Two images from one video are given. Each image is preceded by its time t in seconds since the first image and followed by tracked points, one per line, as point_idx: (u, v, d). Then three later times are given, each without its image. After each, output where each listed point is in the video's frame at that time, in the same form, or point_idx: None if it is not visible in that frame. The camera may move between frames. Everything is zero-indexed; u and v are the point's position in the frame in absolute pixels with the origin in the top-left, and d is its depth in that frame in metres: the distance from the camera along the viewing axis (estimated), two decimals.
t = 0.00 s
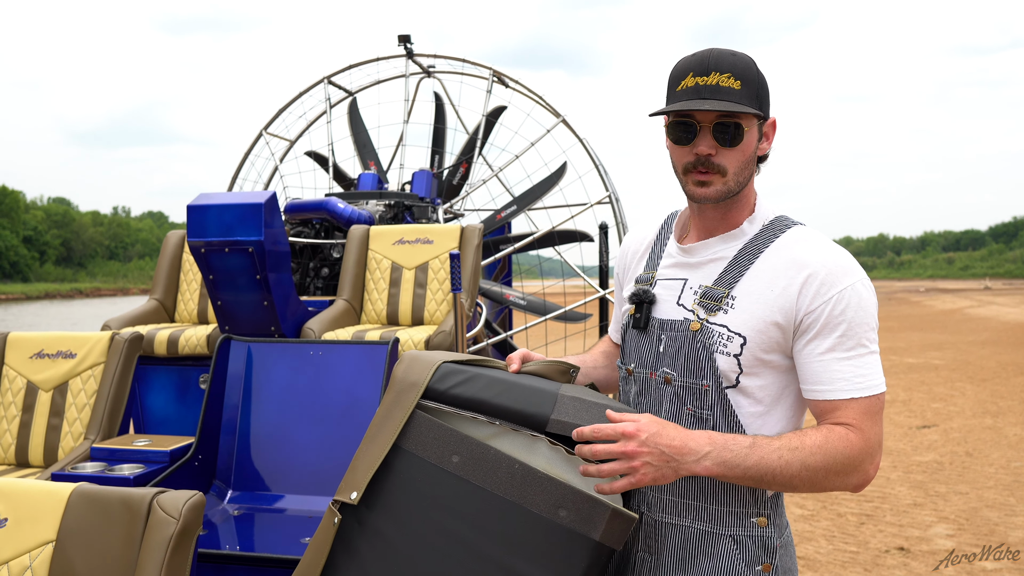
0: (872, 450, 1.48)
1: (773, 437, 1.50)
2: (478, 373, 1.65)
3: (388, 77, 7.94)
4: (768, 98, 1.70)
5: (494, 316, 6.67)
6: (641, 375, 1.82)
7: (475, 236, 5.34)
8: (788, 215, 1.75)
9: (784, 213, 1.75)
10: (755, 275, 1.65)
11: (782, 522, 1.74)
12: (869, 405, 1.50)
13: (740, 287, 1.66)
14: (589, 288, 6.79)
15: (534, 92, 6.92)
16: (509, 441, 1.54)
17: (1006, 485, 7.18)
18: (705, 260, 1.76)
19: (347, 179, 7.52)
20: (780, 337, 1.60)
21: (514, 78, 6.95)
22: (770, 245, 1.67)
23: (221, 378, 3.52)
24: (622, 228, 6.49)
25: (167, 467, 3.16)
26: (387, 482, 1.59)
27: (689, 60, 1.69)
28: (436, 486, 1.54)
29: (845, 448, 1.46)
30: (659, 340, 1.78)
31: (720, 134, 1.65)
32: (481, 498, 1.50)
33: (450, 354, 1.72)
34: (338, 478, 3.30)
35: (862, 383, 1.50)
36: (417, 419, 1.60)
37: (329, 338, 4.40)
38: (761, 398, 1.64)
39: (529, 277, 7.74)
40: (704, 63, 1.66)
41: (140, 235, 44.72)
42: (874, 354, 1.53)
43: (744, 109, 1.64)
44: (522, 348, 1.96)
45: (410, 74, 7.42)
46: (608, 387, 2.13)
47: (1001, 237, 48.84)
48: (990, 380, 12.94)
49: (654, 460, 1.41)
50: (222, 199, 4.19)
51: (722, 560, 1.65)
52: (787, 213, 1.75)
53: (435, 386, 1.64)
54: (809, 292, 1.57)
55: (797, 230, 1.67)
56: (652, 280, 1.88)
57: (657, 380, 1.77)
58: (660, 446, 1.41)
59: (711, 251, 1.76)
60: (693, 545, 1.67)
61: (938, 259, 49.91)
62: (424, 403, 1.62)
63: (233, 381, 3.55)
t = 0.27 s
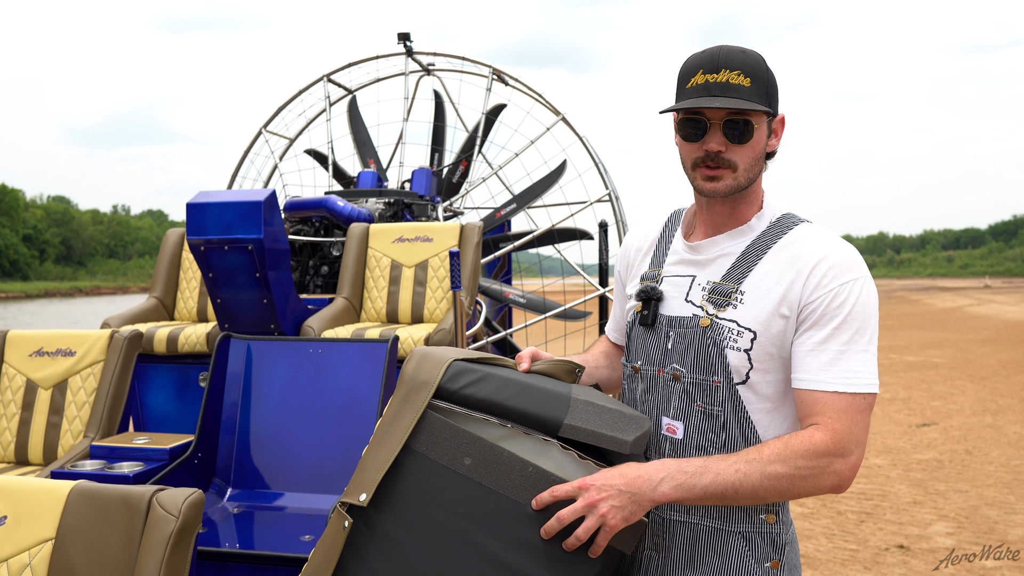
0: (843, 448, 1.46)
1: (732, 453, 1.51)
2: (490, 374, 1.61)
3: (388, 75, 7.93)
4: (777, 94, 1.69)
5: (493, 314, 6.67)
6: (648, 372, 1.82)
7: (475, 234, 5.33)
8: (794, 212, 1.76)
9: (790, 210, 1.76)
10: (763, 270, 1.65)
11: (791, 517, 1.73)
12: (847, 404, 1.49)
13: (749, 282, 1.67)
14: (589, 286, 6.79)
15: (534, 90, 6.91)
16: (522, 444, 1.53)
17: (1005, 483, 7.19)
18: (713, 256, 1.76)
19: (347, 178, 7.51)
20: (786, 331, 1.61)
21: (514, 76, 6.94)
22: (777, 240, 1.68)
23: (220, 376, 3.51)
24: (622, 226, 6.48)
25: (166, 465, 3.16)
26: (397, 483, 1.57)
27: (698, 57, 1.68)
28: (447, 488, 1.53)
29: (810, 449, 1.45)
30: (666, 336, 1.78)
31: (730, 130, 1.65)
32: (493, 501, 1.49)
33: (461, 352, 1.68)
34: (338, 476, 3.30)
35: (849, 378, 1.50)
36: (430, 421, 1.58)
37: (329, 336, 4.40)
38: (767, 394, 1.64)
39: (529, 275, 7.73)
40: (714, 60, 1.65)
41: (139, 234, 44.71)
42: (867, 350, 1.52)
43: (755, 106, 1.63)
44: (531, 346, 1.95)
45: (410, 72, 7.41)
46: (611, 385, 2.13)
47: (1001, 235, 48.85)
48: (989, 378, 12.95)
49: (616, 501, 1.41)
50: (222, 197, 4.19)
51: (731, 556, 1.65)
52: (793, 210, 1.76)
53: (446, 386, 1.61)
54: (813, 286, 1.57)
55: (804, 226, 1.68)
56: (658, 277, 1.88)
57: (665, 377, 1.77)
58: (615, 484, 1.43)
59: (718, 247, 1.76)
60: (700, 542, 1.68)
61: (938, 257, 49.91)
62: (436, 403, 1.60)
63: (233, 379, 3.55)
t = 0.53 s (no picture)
0: (854, 446, 1.46)
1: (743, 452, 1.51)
2: (499, 371, 1.60)
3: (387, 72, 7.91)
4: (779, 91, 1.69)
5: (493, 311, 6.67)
6: (651, 369, 1.82)
7: (475, 231, 5.32)
8: (798, 209, 1.75)
9: (794, 207, 1.75)
10: (767, 267, 1.65)
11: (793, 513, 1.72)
12: (857, 401, 1.50)
13: (753, 279, 1.66)
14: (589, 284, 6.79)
15: (534, 87, 6.90)
16: (532, 441, 1.52)
17: (1005, 481, 7.19)
18: (716, 254, 1.75)
19: (346, 175, 7.50)
20: (791, 329, 1.60)
21: (514, 73, 6.92)
22: (781, 238, 1.67)
23: (219, 373, 3.51)
24: (621, 223, 6.47)
25: (165, 463, 3.16)
26: (404, 481, 1.55)
27: (702, 53, 1.68)
28: (453, 488, 1.52)
29: (822, 447, 1.45)
30: (670, 334, 1.78)
31: (733, 127, 1.64)
32: (500, 502, 1.48)
33: (470, 349, 1.65)
34: (338, 473, 3.30)
35: (858, 375, 1.50)
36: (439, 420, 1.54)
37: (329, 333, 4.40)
38: (772, 391, 1.64)
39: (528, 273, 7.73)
40: (718, 57, 1.65)
41: (139, 232, 44.72)
42: (874, 348, 1.52)
43: (757, 103, 1.63)
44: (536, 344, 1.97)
45: (409, 70, 7.39)
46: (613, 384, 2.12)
47: (1000, 233, 48.85)
48: (989, 376, 12.95)
49: (630, 503, 1.41)
50: (221, 194, 4.18)
51: (733, 553, 1.65)
52: (797, 207, 1.75)
53: (456, 382, 1.58)
54: (817, 283, 1.57)
55: (807, 223, 1.67)
56: (661, 274, 1.88)
57: (669, 373, 1.77)
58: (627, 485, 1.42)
59: (721, 245, 1.76)
60: (702, 539, 1.68)
61: (938, 255, 49.92)
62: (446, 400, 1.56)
63: (232, 377, 3.55)
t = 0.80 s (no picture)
0: (860, 445, 1.46)
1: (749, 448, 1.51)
2: (504, 365, 1.61)
3: (386, 69, 7.90)
4: (767, 94, 1.65)
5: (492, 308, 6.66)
6: (653, 365, 1.82)
7: (474, 227, 5.31)
8: (801, 206, 1.74)
9: (798, 205, 1.75)
10: (769, 265, 1.65)
11: (791, 510, 1.73)
12: (862, 399, 1.49)
13: (754, 276, 1.66)
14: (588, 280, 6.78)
15: (533, 84, 6.88)
16: (539, 435, 1.52)
17: (1004, 477, 7.20)
18: (719, 250, 1.75)
19: (344, 171, 7.49)
20: (792, 326, 1.60)
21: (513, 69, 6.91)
22: (784, 235, 1.67)
23: (218, 370, 3.50)
24: (621, 220, 6.47)
25: (164, 459, 3.15)
26: (408, 475, 1.54)
27: (691, 58, 1.73)
28: (458, 482, 1.51)
29: (829, 445, 1.45)
30: (672, 330, 1.78)
31: (706, 131, 1.64)
32: (507, 497, 1.47)
33: (475, 343, 1.66)
34: (337, 470, 3.30)
35: (861, 373, 1.49)
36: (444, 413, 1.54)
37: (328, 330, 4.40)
38: (773, 389, 1.64)
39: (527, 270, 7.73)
40: (702, 61, 1.69)
41: (138, 229, 44.69)
42: (878, 347, 1.51)
43: (728, 107, 1.63)
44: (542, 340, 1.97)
45: (408, 66, 7.38)
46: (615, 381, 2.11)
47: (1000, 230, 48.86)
48: (988, 373, 12.96)
49: (636, 497, 1.41)
50: (219, 191, 4.17)
51: (733, 550, 1.65)
52: (801, 205, 1.75)
53: (462, 376, 1.58)
54: (819, 281, 1.57)
55: (811, 221, 1.67)
56: (665, 270, 1.88)
57: (670, 370, 1.77)
58: (632, 479, 1.42)
59: (724, 241, 1.76)
60: (702, 535, 1.68)
61: (937, 252, 49.94)
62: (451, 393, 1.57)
63: (230, 374, 3.54)
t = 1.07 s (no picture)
0: (854, 441, 1.45)
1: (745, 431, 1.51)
2: (505, 365, 1.55)
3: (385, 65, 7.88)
4: (762, 92, 1.63)
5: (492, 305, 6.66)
6: (654, 361, 1.83)
7: (473, 225, 5.30)
8: (804, 204, 1.73)
9: (801, 202, 1.74)
10: (767, 262, 1.64)
11: (790, 509, 1.72)
12: (856, 397, 1.48)
13: (753, 273, 1.65)
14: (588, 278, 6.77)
15: (533, 81, 6.87)
16: (538, 437, 1.51)
17: (1003, 474, 7.20)
18: (720, 247, 1.75)
19: (344, 169, 7.48)
20: (789, 323, 1.60)
21: (513, 66, 6.89)
22: (785, 233, 1.66)
23: (217, 367, 3.49)
24: (620, 217, 6.45)
25: (163, 457, 3.15)
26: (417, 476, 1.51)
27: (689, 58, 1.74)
28: (467, 484, 1.49)
29: (824, 437, 1.44)
30: (672, 326, 1.78)
31: (699, 130, 1.65)
32: (516, 495, 1.47)
33: (476, 339, 1.59)
34: (335, 467, 3.30)
35: (856, 371, 1.48)
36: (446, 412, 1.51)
37: (327, 327, 4.39)
38: (771, 386, 1.63)
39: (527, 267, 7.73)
40: (697, 61, 1.70)
41: (138, 226, 44.64)
42: (874, 346, 1.50)
43: (718, 107, 1.63)
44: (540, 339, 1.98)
45: (408, 63, 7.36)
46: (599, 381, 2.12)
47: (999, 227, 48.87)
48: (987, 370, 12.97)
49: (623, 461, 1.43)
50: (218, 188, 4.16)
51: (730, 546, 1.65)
52: (804, 202, 1.74)
53: (463, 376, 1.53)
54: (816, 278, 1.56)
55: (812, 219, 1.66)
56: (668, 266, 1.88)
57: (670, 366, 1.77)
58: (621, 448, 1.44)
59: (725, 239, 1.75)
60: (700, 531, 1.68)
61: (937, 250, 49.95)
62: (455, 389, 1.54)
63: (229, 372, 3.54)
